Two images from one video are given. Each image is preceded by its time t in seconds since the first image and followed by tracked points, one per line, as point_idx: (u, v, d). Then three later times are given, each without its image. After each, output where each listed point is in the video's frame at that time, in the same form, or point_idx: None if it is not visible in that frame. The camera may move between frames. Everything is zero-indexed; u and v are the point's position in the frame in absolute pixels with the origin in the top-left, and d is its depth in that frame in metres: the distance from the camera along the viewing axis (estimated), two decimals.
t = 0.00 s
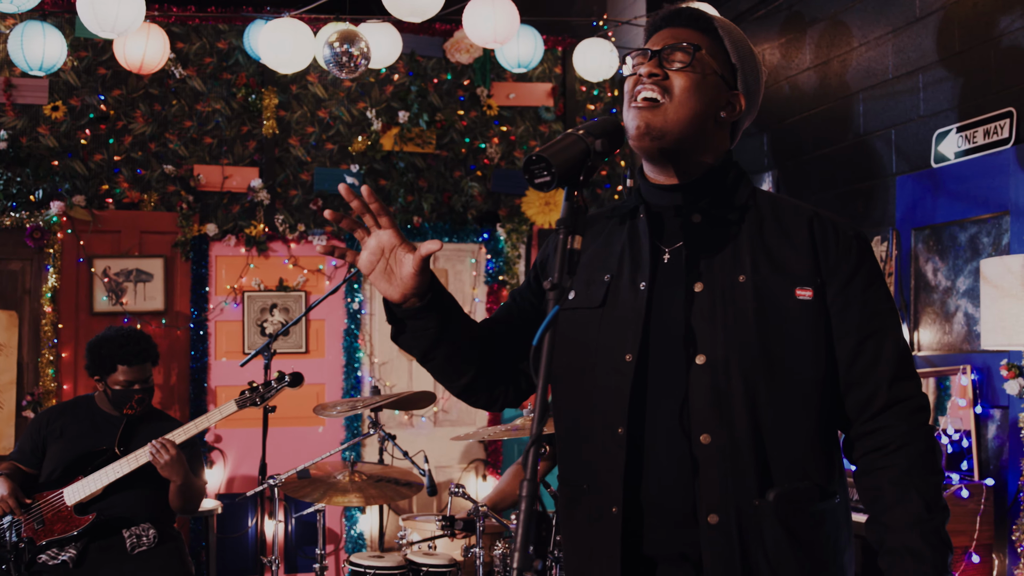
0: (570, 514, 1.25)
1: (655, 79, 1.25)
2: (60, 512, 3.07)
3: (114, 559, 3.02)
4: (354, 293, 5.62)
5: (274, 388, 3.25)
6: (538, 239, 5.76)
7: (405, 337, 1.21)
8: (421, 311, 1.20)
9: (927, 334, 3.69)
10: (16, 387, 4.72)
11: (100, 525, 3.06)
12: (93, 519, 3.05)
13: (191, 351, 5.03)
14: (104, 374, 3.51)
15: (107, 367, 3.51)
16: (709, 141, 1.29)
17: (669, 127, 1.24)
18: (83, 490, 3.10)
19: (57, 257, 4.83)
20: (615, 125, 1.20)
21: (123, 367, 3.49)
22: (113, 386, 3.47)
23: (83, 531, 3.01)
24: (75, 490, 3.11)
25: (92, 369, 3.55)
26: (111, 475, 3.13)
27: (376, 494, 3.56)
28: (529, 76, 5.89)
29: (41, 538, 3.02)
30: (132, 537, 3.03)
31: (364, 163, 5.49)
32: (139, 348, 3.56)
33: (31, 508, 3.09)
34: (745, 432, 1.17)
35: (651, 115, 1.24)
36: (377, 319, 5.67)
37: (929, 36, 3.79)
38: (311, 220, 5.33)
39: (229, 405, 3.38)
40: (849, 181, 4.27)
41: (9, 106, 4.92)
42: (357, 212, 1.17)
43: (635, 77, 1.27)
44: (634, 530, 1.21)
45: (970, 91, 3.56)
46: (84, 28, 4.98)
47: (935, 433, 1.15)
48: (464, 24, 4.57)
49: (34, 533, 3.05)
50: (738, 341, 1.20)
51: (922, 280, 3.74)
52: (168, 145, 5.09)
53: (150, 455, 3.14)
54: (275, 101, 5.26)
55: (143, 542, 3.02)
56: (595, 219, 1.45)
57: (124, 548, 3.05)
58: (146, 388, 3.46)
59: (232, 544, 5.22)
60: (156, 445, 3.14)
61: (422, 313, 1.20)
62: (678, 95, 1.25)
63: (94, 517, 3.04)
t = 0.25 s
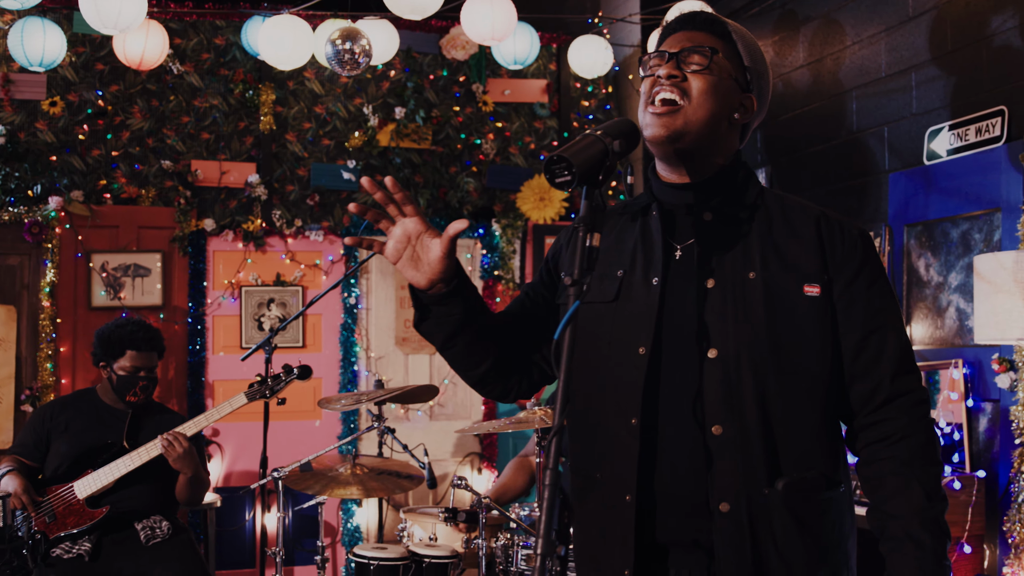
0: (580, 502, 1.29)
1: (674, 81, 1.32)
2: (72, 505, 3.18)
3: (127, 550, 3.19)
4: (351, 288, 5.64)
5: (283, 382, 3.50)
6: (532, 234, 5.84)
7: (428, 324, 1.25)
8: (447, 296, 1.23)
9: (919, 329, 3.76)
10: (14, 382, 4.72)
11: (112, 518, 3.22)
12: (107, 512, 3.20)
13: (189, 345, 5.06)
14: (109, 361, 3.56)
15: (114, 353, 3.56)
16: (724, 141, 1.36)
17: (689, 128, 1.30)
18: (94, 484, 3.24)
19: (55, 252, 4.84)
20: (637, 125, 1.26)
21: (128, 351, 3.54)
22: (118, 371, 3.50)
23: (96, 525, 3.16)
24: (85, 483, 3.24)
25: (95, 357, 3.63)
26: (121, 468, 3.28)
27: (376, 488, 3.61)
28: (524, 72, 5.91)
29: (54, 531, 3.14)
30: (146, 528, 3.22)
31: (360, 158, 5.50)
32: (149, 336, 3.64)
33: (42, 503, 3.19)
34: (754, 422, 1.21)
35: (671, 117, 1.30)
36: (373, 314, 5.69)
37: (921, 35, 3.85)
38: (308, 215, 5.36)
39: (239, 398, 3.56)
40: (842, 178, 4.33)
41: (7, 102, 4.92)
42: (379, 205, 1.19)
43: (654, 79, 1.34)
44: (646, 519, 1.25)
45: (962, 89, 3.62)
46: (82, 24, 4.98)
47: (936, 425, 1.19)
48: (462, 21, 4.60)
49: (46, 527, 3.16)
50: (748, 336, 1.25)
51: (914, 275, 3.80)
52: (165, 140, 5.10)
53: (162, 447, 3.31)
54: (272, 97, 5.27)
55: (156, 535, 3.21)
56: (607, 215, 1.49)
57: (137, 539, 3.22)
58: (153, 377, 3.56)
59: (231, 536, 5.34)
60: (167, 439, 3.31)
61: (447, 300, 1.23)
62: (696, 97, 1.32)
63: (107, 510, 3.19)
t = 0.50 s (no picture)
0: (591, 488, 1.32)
1: (679, 82, 1.37)
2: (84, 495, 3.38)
3: (138, 537, 3.42)
4: (346, 281, 5.68)
5: (290, 373, 3.68)
6: (527, 228, 5.88)
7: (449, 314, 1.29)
8: (467, 287, 1.28)
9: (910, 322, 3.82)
10: (12, 374, 4.73)
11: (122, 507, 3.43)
12: (119, 503, 3.42)
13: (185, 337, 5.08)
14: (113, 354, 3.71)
15: (119, 346, 3.71)
16: (729, 139, 1.40)
17: (694, 127, 1.35)
18: (104, 475, 3.44)
19: (52, 244, 4.83)
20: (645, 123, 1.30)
21: (136, 344, 3.71)
22: (125, 364, 3.67)
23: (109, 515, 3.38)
24: (96, 474, 3.43)
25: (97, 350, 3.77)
26: (130, 460, 3.47)
27: (376, 478, 3.65)
28: (518, 66, 5.95)
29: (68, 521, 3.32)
30: (158, 517, 3.46)
31: (356, 152, 5.52)
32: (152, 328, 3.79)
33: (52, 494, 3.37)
34: (761, 408, 1.26)
35: (677, 118, 1.35)
36: (369, 306, 5.73)
37: (913, 32, 3.91)
38: (304, 208, 5.39)
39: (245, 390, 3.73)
40: (835, 173, 4.39)
41: (3, 94, 4.92)
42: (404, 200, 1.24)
43: (661, 79, 1.38)
44: (655, 503, 1.29)
45: (953, 86, 3.68)
46: (79, 17, 4.98)
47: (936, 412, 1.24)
48: (459, 16, 4.63)
49: (58, 517, 3.33)
50: (755, 325, 1.29)
51: (906, 269, 3.87)
52: (162, 134, 5.11)
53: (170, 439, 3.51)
54: (269, 91, 5.28)
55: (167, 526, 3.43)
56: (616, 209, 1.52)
57: (147, 527, 3.45)
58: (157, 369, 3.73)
59: (228, 528, 5.35)
60: (176, 431, 3.49)
61: (467, 290, 1.28)
62: (702, 97, 1.36)
63: (121, 501, 3.42)
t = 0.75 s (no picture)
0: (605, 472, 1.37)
1: (688, 78, 1.41)
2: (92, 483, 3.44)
3: (145, 526, 3.53)
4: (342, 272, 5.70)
5: (294, 362, 3.75)
6: (521, 219, 5.91)
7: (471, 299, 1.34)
8: (489, 272, 1.33)
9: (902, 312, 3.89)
10: (10, 364, 4.74)
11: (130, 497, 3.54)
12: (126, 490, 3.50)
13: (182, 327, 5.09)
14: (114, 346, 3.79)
15: (118, 340, 3.79)
16: (736, 132, 1.44)
17: (702, 122, 1.39)
18: (110, 463, 3.49)
19: (49, 235, 4.84)
20: (656, 117, 1.34)
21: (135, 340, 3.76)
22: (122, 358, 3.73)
23: (116, 503, 3.47)
24: (103, 463, 3.48)
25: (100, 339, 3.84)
26: (136, 449, 3.53)
27: (377, 466, 3.69)
28: (513, 58, 5.99)
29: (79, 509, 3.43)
30: (165, 506, 3.57)
31: (352, 143, 5.54)
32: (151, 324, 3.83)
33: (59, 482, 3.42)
34: (768, 393, 1.30)
35: (686, 112, 1.39)
36: (365, 297, 5.76)
37: (906, 26, 3.96)
38: (300, 199, 5.41)
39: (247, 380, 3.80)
40: (828, 165, 4.44)
41: None
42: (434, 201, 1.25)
43: (669, 75, 1.43)
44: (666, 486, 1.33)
45: (946, 79, 3.73)
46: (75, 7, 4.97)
47: (937, 396, 1.29)
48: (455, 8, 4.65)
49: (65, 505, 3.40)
50: (762, 313, 1.34)
51: (899, 260, 3.93)
52: (159, 125, 5.11)
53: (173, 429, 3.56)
54: (265, 82, 5.29)
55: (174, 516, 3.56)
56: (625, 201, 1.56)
57: (154, 516, 3.57)
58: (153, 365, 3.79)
59: (225, 517, 5.40)
60: (180, 420, 3.53)
61: (490, 274, 1.33)
62: (709, 92, 1.40)
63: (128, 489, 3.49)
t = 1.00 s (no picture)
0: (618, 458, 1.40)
1: (699, 76, 1.45)
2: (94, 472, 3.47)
3: (146, 513, 3.57)
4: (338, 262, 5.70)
5: (294, 349, 3.76)
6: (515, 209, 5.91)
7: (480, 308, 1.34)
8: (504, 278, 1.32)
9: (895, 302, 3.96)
10: (7, 354, 4.74)
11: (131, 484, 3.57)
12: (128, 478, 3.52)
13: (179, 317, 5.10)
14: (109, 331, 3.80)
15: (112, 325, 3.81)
16: (747, 127, 1.48)
17: (714, 118, 1.43)
18: (112, 451, 3.52)
19: (46, 225, 4.83)
20: (669, 112, 1.37)
21: (126, 324, 3.78)
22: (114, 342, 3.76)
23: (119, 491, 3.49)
24: (103, 451, 3.51)
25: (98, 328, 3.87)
26: (138, 436, 3.55)
27: (377, 454, 3.72)
28: (507, 50, 6.00)
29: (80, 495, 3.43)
30: (166, 494, 3.60)
31: (347, 134, 5.55)
32: (141, 309, 3.85)
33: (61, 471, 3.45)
34: (778, 380, 1.35)
35: (698, 109, 1.44)
36: (360, 287, 5.76)
37: (900, 20, 4.00)
38: (296, 189, 5.42)
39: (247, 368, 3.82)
40: (822, 157, 4.49)
41: None
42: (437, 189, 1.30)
43: (681, 73, 1.46)
44: (679, 471, 1.37)
45: (939, 72, 3.78)
46: None
47: (940, 384, 1.33)
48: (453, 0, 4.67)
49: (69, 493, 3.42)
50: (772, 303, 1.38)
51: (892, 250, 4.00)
52: (155, 115, 5.11)
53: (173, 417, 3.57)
54: (261, 73, 5.29)
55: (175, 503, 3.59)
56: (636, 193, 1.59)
57: (155, 503, 3.60)
58: (145, 351, 3.77)
59: (223, 506, 5.44)
60: (180, 407, 3.55)
61: (506, 306, 1.33)
62: (720, 90, 1.44)
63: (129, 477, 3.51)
